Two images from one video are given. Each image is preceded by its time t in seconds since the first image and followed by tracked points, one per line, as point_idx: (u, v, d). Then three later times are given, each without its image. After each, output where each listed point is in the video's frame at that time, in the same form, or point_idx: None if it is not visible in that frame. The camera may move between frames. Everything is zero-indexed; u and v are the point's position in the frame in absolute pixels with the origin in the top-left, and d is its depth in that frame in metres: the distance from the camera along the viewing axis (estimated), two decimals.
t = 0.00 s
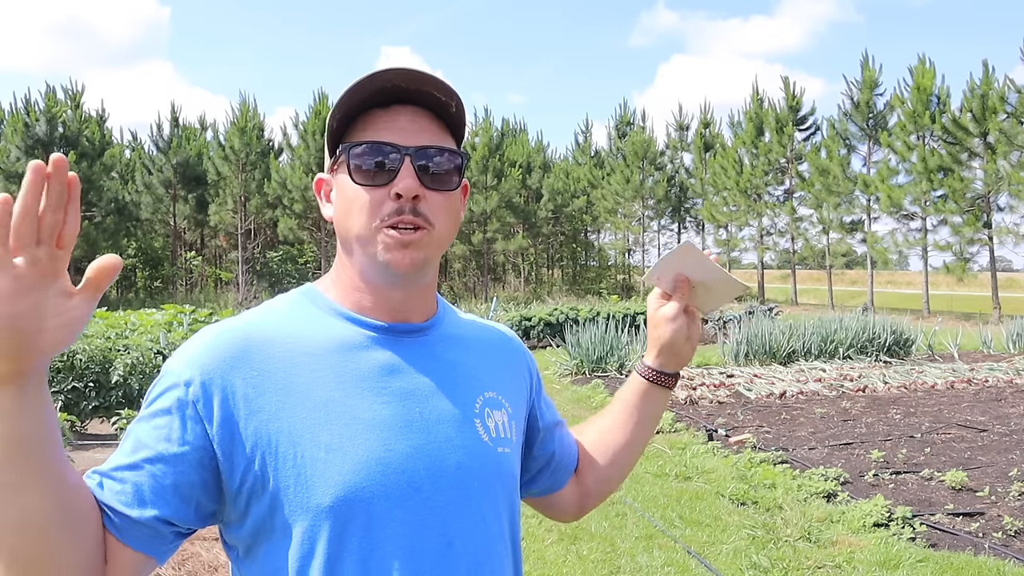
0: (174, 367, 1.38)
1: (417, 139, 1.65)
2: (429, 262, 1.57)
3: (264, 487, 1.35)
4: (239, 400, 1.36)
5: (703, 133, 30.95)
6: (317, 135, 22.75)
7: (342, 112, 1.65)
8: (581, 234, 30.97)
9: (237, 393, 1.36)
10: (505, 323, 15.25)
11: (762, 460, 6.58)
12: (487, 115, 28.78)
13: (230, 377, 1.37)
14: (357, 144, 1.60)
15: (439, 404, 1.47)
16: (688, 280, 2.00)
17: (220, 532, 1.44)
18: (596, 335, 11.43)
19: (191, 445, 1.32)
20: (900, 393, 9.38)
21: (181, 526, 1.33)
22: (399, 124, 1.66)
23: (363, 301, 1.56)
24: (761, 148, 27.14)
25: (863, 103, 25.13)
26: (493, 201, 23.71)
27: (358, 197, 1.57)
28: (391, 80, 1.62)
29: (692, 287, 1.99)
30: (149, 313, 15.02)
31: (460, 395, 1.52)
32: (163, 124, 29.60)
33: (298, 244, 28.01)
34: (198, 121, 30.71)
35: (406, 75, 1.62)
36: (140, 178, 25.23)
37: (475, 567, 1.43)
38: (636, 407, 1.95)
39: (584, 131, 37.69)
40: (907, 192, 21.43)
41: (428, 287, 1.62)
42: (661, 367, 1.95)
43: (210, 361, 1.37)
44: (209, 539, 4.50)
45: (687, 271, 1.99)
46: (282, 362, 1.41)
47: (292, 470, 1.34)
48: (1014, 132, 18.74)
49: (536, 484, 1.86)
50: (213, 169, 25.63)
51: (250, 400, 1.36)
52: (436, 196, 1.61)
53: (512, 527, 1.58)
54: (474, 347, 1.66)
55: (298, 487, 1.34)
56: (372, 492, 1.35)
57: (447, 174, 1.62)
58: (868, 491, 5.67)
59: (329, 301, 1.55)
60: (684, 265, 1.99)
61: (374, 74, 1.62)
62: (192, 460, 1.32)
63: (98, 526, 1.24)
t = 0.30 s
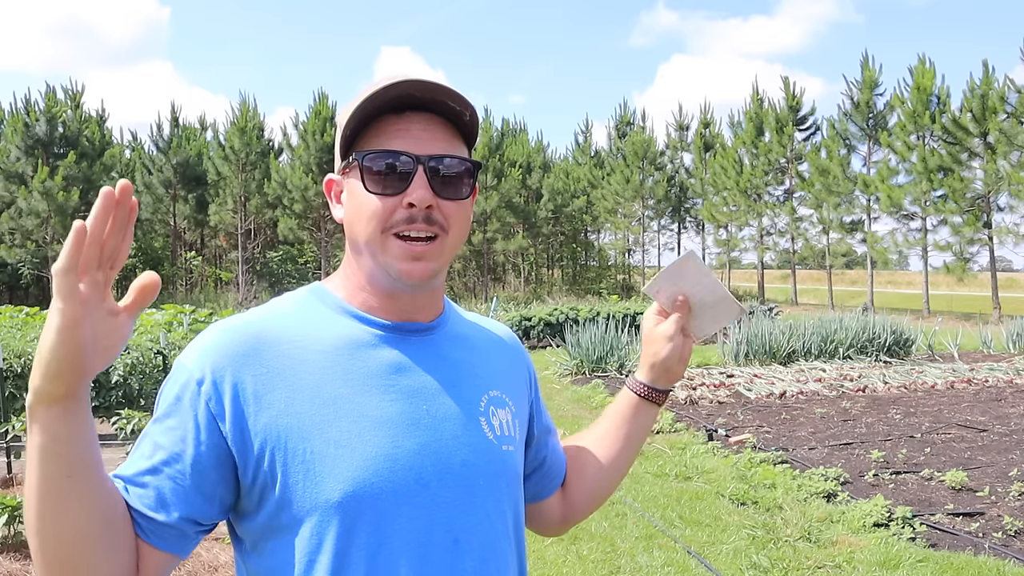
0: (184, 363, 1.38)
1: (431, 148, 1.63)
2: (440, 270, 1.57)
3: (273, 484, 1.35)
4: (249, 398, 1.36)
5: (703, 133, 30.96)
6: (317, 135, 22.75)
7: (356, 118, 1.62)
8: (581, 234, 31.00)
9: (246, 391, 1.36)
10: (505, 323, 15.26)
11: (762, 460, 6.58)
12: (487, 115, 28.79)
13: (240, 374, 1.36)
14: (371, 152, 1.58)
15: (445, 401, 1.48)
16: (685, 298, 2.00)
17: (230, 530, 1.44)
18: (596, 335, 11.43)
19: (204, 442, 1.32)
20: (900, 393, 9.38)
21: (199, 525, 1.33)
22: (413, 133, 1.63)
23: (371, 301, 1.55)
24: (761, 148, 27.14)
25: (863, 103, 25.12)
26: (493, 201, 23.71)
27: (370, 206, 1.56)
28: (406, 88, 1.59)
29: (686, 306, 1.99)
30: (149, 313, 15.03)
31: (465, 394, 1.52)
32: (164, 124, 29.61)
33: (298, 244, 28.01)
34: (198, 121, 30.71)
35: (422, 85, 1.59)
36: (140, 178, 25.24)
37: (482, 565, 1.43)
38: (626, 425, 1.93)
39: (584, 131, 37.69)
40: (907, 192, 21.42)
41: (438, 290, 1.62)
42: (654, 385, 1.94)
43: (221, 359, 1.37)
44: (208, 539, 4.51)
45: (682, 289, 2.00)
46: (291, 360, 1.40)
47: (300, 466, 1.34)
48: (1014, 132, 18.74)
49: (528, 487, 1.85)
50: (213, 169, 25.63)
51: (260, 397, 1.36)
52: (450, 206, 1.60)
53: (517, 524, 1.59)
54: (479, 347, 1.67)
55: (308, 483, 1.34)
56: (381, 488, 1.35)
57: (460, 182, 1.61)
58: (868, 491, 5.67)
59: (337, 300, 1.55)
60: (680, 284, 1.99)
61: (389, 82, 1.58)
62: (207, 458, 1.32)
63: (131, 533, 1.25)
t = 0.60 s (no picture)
0: (192, 372, 1.39)
1: (424, 153, 1.62)
2: (437, 270, 1.57)
3: (278, 486, 1.36)
4: (253, 402, 1.36)
5: (703, 133, 30.95)
6: (317, 135, 22.73)
7: (348, 125, 1.61)
8: (581, 234, 31.02)
9: (250, 395, 1.36)
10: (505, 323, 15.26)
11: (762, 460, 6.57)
12: (487, 115, 28.79)
13: (246, 379, 1.37)
14: (365, 158, 1.58)
15: (446, 401, 1.48)
16: (735, 421, 1.97)
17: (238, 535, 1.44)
18: (596, 335, 11.43)
19: (211, 447, 1.33)
20: (900, 393, 9.38)
21: (216, 531, 1.36)
22: (406, 139, 1.62)
23: (370, 303, 1.55)
24: (761, 148, 27.13)
25: (863, 103, 25.10)
26: (493, 201, 23.69)
27: (365, 211, 1.56)
28: (397, 96, 1.58)
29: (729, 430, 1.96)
30: (149, 313, 15.03)
31: (466, 395, 1.52)
32: (163, 124, 29.61)
33: (298, 244, 28.00)
34: (198, 121, 30.71)
35: (413, 91, 1.57)
36: (140, 178, 25.23)
37: (484, 566, 1.43)
38: (627, 500, 1.96)
39: (584, 131, 37.67)
40: (907, 192, 21.42)
41: (436, 289, 1.62)
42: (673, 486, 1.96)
43: (225, 365, 1.37)
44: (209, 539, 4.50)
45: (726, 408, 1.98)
46: (294, 363, 1.40)
47: (304, 467, 1.34)
48: (1014, 132, 18.74)
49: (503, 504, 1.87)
50: (213, 169, 25.62)
51: (264, 401, 1.36)
52: (444, 209, 1.60)
53: (518, 525, 1.59)
54: (481, 348, 1.67)
55: (311, 484, 1.34)
56: (384, 487, 1.35)
57: (454, 185, 1.61)
58: (868, 491, 5.67)
59: (337, 302, 1.55)
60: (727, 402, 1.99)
61: (379, 88, 1.57)
62: (215, 465, 1.33)
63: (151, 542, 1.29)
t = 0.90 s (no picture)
0: (198, 373, 1.39)
1: (427, 156, 1.62)
2: (438, 272, 1.57)
3: (283, 486, 1.35)
4: (258, 401, 1.36)
5: (703, 133, 30.95)
6: (318, 135, 22.74)
7: (353, 128, 1.61)
8: (581, 234, 31.03)
9: (255, 395, 1.36)
10: (505, 323, 15.27)
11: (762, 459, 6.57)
12: (487, 115, 28.78)
13: (252, 378, 1.37)
14: (369, 161, 1.58)
15: (446, 398, 1.48)
16: (736, 420, 1.91)
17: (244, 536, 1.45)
18: (596, 335, 11.43)
19: (218, 445, 1.33)
20: (900, 393, 9.38)
21: (223, 529, 1.36)
22: (409, 141, 1.62)
23: (372, 303, 1.55)
24: (761, 148, 27.12)
25: (863, 103, 25.10)
26: (493, 201, 23.68)
27: (367, 213, 1.56)
28: (401, 100, 1.58)
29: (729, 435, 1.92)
30: (149, 313, 15.03)
31: (468, 393, 1.52)
32: (163, 124, 29.61)
33: (298, 244, 28.00)
34: (198, 121, 30.73)
35: (417, 95, 1.57)
36: (140, 178, 25.24)
37: (486, 565, 1.43)
38: (628, 496, 1.95)
39: (584, 131, 37.65)
40: (907, 192, 21.43)
41: (437, 290, 1.62)
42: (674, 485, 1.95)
43: (230, 365, 1.38)
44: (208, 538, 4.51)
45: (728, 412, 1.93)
46: (297, 363, 1.40)
47: (308, 464, 1.34)
48: (1014, 132, 18.74)
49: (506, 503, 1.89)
50: (213, 169, 25.61)
51: (269, 400, 1.36)
52: (445, 211, 1.60)
53: (518, 523, 1.59)
54: (482, 346, 1.67)
55: (316, 482, 1.34)
56: (388, 483, 1.35)
57: (456, 187, 1.61)
58: (868, 491, 5.67)
59: (339, 302, 1.55)
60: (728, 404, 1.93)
61: (384, 92, 1.57)
62: (222, 466, 1.33)
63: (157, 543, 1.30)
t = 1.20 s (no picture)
0: (200, 372, 1.39)
1: (423, 156, 1.62)
2: (433, 271, 1.57)
3: (282, 484, 1.36)
4: (259, 400, 1.37)
5: (703, 133, 30.94)
6: (318, 135, 22.74)
7: (350, 129, 1.62)
8: (581, 234, 31.06)
9: (255, 391, 1.37)
10: (505, 323, 15.27)
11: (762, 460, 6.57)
12: (487, 115, 28.78)
13: (253, 376, 1.38)
14: (366, 160, 1.59)
15: (443, 397, 1.48)
16: (732, 417, 1.88)
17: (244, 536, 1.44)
18: (596, 335, 11.44)
19: (220, 444, 1.33)
20: (900, 393, 9.38)
21: (227, 528, 1.36)
22: (405, 142, 1.62)
23: (371, 304, 1.55)
24: (761, 148, 27.12)
25: (863, 104, 25.10)
26: (493, 201, 23.69)
27: (364, 213, 1.56)
28: (397, 100, 1.59)
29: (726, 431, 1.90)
30: (149, 313, 15.03)
31: (465, 391, 1.52)
32: (163, 124, 29.61)
33: (298, 244, 27.98)
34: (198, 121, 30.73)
35: (413, 95, 1.57)
36: (140, 178, 25.24)
37: (481, 564, 1.43)
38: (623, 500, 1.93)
39: (584, 131, 37.63)
40: (907, 192, 21.42)
41: (434, 289, 1.62)
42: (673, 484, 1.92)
43: (231, 365, 1.38)
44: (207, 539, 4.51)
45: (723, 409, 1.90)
46: (298, 362, 1.41)
47: (306, 460, 1.34)
48: (1014, 132, 18.73)
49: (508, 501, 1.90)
50: (213, 169, 25.62)
51: (270, 397, 1.37)
52: (441, 211, 1.60)
53: (514, 522, 1.58)
54: (480, 346, 1.67)
55: (314, 479, 1.34)
56: (386, 480, 1.35)
57: (452, 187, 1.61)
58: (868, 491, 5.68)
59: (339, 303, 1.55)
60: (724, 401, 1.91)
61: (380, 94, 1.58)
62: (225, 465, 1.32)
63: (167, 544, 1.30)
